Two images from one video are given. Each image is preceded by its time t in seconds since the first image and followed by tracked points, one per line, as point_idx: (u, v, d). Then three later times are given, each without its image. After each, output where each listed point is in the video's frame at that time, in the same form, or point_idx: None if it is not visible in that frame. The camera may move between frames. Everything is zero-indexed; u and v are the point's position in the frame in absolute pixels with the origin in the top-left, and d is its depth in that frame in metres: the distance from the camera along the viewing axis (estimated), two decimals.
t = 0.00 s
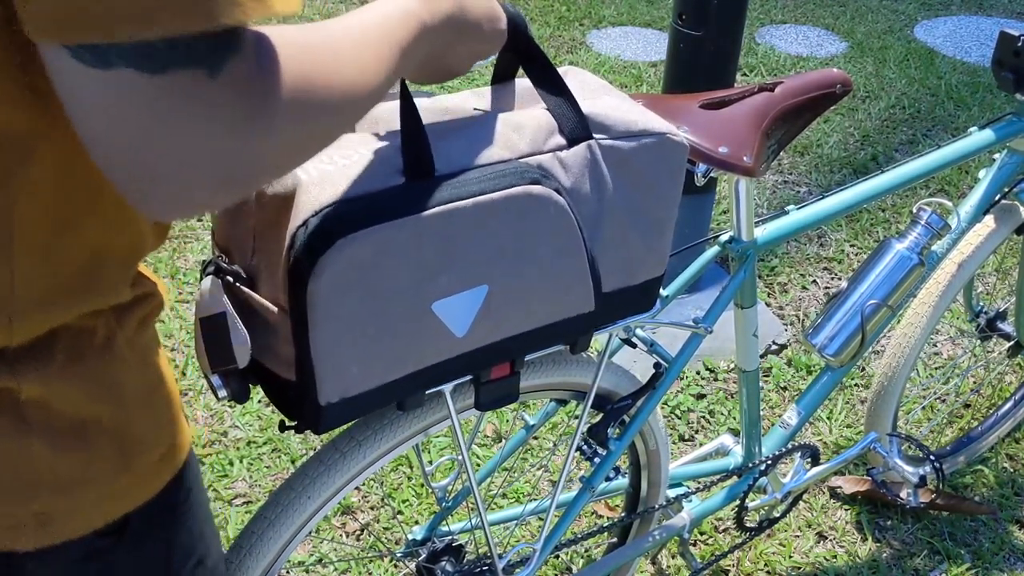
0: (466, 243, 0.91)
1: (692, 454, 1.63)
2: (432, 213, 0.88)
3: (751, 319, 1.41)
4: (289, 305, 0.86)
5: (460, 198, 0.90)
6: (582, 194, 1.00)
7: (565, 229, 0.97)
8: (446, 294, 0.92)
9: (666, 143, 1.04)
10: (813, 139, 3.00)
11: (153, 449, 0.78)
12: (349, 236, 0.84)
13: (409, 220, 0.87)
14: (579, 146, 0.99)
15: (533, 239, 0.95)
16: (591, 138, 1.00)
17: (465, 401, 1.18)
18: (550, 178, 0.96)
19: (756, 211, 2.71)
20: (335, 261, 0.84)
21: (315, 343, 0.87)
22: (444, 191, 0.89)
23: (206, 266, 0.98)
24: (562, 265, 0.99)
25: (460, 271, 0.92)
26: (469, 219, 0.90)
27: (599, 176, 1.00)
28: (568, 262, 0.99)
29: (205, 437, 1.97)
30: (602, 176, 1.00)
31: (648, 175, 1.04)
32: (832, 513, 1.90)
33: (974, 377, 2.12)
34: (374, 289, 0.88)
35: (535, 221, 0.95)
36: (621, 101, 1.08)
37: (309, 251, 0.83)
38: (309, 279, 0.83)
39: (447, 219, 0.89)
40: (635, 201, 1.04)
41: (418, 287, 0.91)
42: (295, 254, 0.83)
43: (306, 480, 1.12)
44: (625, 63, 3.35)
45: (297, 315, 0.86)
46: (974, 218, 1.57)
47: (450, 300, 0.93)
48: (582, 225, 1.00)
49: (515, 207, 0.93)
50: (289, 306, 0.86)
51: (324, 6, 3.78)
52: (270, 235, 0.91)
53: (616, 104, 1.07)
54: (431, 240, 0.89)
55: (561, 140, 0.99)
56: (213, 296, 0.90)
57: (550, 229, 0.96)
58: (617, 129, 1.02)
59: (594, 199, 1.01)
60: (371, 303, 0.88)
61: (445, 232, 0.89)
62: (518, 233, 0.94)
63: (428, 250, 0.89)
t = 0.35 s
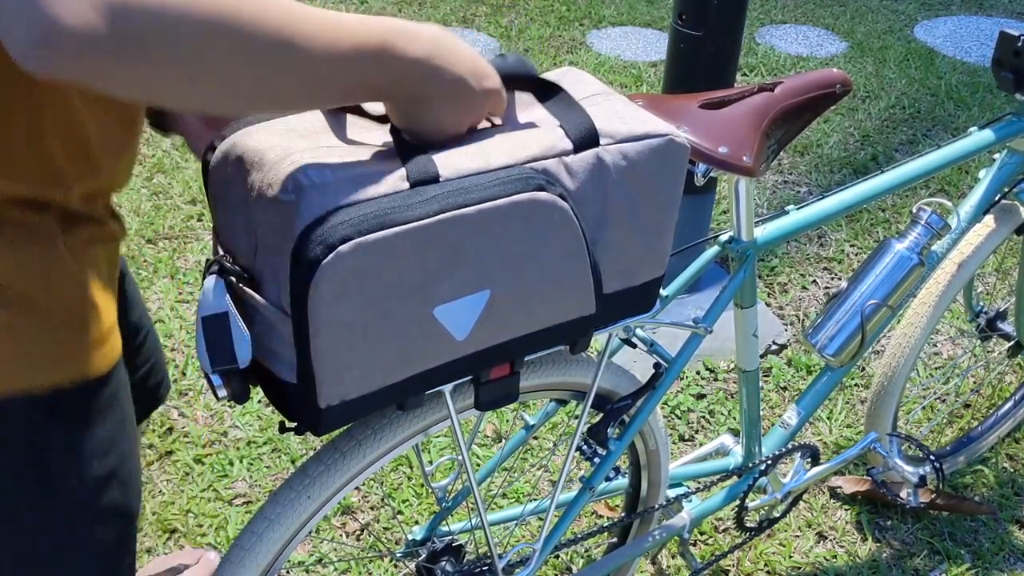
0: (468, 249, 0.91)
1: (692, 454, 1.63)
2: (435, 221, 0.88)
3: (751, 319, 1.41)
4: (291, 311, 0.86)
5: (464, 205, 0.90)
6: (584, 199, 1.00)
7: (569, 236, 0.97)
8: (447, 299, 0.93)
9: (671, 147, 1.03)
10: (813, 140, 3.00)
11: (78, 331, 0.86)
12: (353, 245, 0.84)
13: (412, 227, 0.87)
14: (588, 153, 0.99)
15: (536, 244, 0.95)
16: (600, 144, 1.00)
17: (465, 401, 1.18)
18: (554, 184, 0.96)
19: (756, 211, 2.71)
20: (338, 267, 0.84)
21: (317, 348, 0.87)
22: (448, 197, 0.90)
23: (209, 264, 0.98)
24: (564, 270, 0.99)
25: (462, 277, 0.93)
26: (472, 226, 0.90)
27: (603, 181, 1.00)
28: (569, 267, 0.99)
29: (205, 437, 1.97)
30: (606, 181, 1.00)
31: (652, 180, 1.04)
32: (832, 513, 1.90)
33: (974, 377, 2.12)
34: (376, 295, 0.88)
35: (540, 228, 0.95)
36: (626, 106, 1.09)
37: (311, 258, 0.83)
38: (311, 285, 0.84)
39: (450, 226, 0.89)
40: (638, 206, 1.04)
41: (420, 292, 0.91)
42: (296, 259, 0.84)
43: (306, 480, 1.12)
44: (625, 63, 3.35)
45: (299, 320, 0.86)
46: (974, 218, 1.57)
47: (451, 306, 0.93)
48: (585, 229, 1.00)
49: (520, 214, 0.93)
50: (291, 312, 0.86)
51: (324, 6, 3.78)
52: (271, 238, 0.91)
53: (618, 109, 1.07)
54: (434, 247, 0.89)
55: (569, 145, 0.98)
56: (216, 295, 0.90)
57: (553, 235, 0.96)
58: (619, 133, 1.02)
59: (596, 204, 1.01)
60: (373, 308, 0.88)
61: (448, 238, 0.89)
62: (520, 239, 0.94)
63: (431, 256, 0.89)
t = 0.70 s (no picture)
0: (470, 251, 0.91)
1: (692, 454, 1.63)
2: (437, 222, 0.88)
3: (751, 319, 1.41)
4: (291, 313, 0.86)
5: (465, 207, 0.90)
6: (585, 201, 1.00)
7: (570, 238, 0.97)
8: (448, 301, 0.93)
9: (672, 149, 1.03)
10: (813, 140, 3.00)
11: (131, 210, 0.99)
12: (354, 247, 0.84)
13: (413, 229, 0.87)
14: (589, 156, 0.99)
15: (537, 246, 0.95)
16: (601, 147, 1.00)
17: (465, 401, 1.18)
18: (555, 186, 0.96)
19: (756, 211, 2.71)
20: (339, 269, 0.84)
21: (317, 349, 0.87)
22: (450, 199, 0.90)
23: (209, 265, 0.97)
24: (564, 272, 0.99)
25: (462, 279, 0.93)
26: (473, 228, 0.90)
27: (604, 183, 1.00)
28: (570, 269, 0.99)
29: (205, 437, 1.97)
30: (607, 183, 1.00)
31: (654, 183, 1.04)
32: (832, 513, 1.90)
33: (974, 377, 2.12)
34: (377, 297, 0.88)
35: (541, 230, 0.95)
36: (626, 107, 1.09)
37: (312, 260, 0.83)
38: (311, 287, 0.83)
39: (451, 228, 0.89)
40: (639, 208, 1.04)
41: (421, 294, 0.91)
42: (297, 261, 0.84)
43: (306, 480, 1.12)
44: (625, 63, 3.35)
45: (299, 322, 0.86)
46: (974, 218, 1.57)
47: (452, 307, 0.93)
48: (586, 231, 1.00)
49: (522, 217, 0.93)
50: (292, 313, 0.86)
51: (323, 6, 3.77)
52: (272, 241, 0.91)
53: (617, 112, 1.08)
54: (435, 248, 0.89)
55: (569, 150, 0.99)
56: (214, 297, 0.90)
57: (554, 237, 0.96)
58: (620, 137, 1.02)
59: (597, 206, 1.01)
60: (373, 310, 0.88)
61: (450, 240, 0.89)
62: (521, 241, 0.94)
63: (432, 258, 0.89)
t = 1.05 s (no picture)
0: (469, 250, 0.91)
1: (692, 454, 1.64)
2: (436, 222, 0.88)
3: (751, 319, 1.41)
4: (291, 312, 0.86)
5: (465, 206, 0.90)
6: (584, 201, 1.00)
7: (570, 238, 0.97)
8: (448, 300, 0.93)
9: (671, 149, 1.03)
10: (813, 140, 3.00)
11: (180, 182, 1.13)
12: (353, 247, 0.84)
13: (412, 229, 0.87)
14: (589, 156, 0.99)
15: (537, 246, 0.95)
16: (601, 148, 1.00)
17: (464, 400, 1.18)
18: (555, 185, 0.96)
19: (756, 211, 2.71)
20: (338, 269, 0.84)
21: (316, 349, 0.87)
22: (450, 199, 0.90)
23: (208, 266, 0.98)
24: (564, 271, 0.99)
25: (462, 279, 0.93)
26: (473, 228, 0.91)
27: (603, 183, 1.00)
28: (570, 268, 0.99)
29: (205, 437, 1.97)
30: (607, 184, 1.00)
31: (654, 183, 1.04)
32: (832, 513, 1.90)
33: (974, 377, 2.12)
34: (377, 297, 0.88)
35: (541, 230, 0.95)
36: (627, 110, 1.09)
37: (311, 260, 0.83)
38: (311, 286, 0.83)
39: (451, 228, 0.89)
40: (639, 209, 1.04)
41: (420, 294, 0.91)
42: (297, 261, 0.84)
43: (306, 480, 1.12)
44: (625, 63, 3.35)
45: (298, 321, 0.86)
46: (974, 218, 1.57)
47: (451, 307, 0.93)
48: (585, 232, 1.00)
49: (522, 216, 0.93)
50: (291, 313, 0.86)
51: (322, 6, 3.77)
52: (271, 243, 0.91)
53: (617, 113, 1.08)
54: (435, 249, 0.89)
55: (569, 150, 0.99)
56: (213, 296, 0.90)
57: (554, 237, 0.96)
58: (620, 138, 1.02)
59: (596, 207, 1.01)
60: (373, 309, 0.88)
61: (449, 240, 0.90)
62: (521, 241, 0.94)
63: (431, 258, 0.89)
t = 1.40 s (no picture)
0: (469, 250, 0.91)
1: (692, 454, 1.64)
2: (437, 222, 0.88)
3: (751, 319, 1.41)
4: (291, 311, 0.86)
5: (466, 206, 0.90)
6: (584, 201, 1.00)
7: (570, 238, 0.97)
8: (448, 300, 0.93)
9: (672, 149, 1.03)
10: (813, 140, 3.00)
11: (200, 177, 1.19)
12: (353, 247, 0.84)
13: (412, 229, 0.87)
14: (589, 157, 0.99)
15: (537, 246, 0.95)
16: (602, 147, 1.00)
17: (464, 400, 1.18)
18: (556, 186, 0.96)
19: (756, 211, 2.71)
20: (339, 268, 0.84)
21: (317, 348, 0.87)
22: (450, 199, 0.90)
23: (209, 267, 0.98)
24: (564, 271, 0.99)
25: (462, 279, 0.93)
26: (473, 229, 0.90)
27: (603, 183, 1.00)
28: (570, 268, 0.99)
29: (205, 437, 1.97)
30: (607, 183, 1.00)
31: (654, 183, 1.04)
32: (832, 513, 1.90)
33: (974, 377, 2.12)
34: (377, 297, 0.88)
35: (541, 230, 0.95)
36: (628, 110, 1.09)
37: (311, 259, 0.83)
38: (311, 286, 0.83)
39: (452, 228, 0.89)
40: (639, 209, 1.04)
41: (420, 294, 0.91)
42: (297, 261, 0.84)
43: (306, 480, 1.12)
44: (625, 63, 3.35)
45: (298, 321, 0.86)
46: (974, 218, 1.57)
47: (451, 308, 0.93)
48: (585, 232, 1.00)
49: (522, 216, 0.93)
50: (291, 313, 0.86)
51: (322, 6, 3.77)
52: (273, 242, 0.91)
53: (617, 113, 1.08)
54: (435, 249, 0.89)
55: (569, 150, 0.99)
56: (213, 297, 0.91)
57: (554, 237, 0.96)
58: (619, 137, 1.02)
59: (596, 207, 1.01)
60: (373, 309, 0.88)
61: (450, 240, 0.89)
62: (521, 241, 0.94)
63: (432, 258, 0.89)
